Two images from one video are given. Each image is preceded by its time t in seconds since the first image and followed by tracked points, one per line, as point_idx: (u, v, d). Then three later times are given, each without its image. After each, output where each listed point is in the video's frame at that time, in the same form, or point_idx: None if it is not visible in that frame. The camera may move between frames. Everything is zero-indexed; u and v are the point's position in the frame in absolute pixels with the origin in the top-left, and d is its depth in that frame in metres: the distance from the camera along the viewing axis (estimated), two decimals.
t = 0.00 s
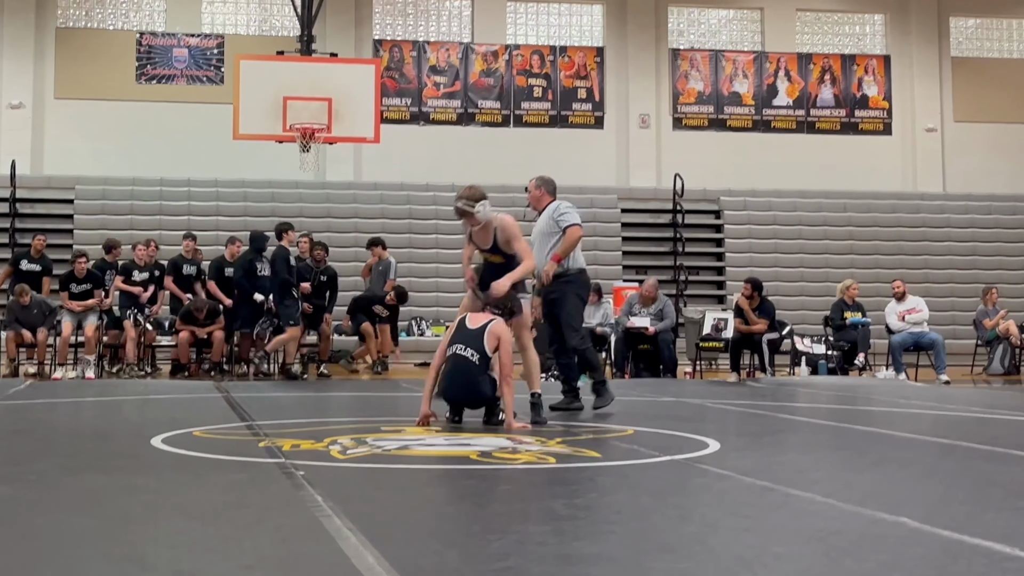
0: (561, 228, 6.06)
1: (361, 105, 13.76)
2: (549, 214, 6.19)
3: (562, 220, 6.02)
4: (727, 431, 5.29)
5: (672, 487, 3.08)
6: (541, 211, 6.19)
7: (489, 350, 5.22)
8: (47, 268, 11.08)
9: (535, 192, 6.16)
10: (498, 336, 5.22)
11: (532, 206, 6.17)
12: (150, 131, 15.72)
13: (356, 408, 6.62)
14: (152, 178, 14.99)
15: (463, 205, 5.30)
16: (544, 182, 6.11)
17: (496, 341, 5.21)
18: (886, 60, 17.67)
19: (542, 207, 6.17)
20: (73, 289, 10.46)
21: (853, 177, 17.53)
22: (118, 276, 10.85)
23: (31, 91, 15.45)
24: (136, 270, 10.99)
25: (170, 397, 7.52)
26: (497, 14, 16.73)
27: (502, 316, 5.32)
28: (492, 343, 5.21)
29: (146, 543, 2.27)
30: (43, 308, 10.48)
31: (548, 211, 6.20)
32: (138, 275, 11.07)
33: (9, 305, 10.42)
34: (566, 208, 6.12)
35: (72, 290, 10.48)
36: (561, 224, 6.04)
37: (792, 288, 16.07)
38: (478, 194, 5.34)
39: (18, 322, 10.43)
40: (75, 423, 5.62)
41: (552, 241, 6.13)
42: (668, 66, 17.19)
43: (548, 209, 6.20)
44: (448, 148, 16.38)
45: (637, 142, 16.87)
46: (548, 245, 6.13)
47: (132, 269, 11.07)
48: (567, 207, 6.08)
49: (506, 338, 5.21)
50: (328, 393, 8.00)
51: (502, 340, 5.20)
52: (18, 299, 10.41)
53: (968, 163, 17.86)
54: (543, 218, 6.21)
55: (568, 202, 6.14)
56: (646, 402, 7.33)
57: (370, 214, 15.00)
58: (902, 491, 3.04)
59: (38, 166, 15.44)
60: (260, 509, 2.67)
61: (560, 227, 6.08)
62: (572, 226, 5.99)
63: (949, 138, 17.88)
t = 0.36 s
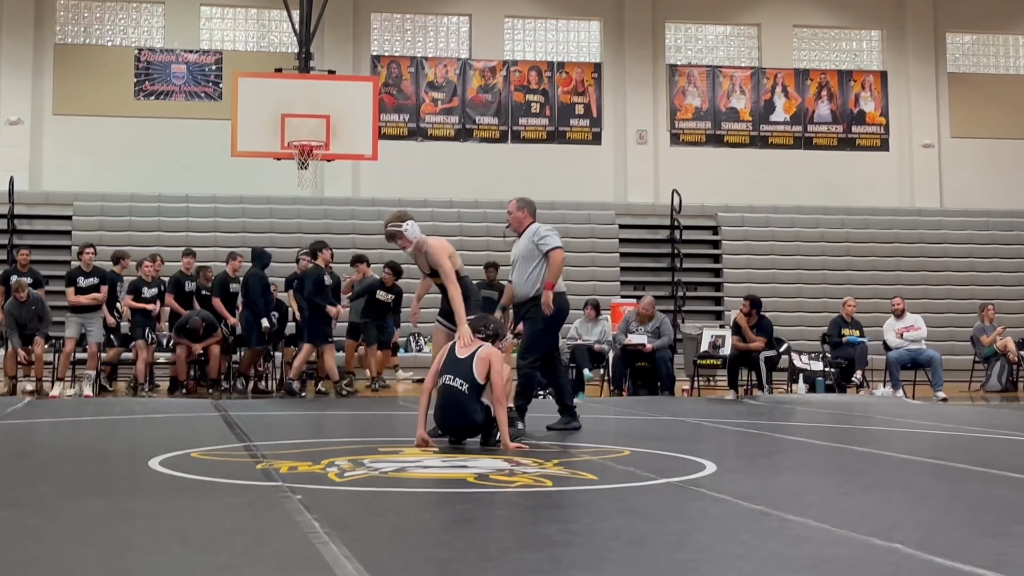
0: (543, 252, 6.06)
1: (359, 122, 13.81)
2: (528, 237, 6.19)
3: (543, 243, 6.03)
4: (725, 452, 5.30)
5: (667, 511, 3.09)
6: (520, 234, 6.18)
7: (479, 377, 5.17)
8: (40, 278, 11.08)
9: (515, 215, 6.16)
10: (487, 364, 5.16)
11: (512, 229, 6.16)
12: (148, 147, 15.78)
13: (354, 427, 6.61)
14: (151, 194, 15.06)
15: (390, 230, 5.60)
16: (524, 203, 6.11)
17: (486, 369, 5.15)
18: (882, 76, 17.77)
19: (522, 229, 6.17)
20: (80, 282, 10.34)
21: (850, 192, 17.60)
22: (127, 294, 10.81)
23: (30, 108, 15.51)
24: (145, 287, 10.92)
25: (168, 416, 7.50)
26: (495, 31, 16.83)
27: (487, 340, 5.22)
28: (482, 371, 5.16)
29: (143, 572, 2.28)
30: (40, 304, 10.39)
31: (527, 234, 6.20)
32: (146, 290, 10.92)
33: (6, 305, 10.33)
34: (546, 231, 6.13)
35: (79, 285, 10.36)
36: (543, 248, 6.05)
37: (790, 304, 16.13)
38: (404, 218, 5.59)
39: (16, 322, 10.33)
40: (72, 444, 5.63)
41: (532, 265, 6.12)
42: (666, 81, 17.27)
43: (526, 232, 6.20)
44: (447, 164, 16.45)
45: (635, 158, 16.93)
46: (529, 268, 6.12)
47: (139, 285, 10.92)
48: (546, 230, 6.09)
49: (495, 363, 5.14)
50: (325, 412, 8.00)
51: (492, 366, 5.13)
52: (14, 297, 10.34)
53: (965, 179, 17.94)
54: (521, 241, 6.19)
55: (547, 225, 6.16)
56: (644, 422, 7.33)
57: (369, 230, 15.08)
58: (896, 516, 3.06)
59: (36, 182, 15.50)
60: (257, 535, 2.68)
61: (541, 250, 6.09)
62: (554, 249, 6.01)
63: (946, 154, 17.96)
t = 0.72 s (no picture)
0: (517, 273, 6.07)
1: (358, 137, 13.85)
2: (504, 252, 6.17)
3: (518, 265, 6.03)
4: (724, 469, 5.31)
5: (667, 531, 3.10)
6: (496, 246, 6.17)
7: (488, 391, 5.25)
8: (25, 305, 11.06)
9: (493, 227, 6.10)
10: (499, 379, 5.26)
11: (491, 239, 6.11)
12: (147, 162, 15.83)
13: (354, 444, 6.61)
14: (151, 209, 15.10)
15: (373, 222, 5.71)
16: (502, 217, 6.05)
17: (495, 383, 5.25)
18: (881, 90, 17.84)
19: (499, 242, 6.14)
20: (87, 294, 10.55)
21: (849, 206, 17.66)
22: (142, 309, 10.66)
23: (29, 122, 15.57)
24: (160, 301, 10.71)
25: (169, 432, 7.50)
26: (494, 45, 16.92)
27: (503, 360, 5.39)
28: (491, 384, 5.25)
29: None
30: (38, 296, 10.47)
31: (502, 248, 6.19)
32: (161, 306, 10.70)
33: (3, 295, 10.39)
34: (522, 250, 6.12)
35: (87, 296, 10.56)
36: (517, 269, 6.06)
37: (789, 317, 16.18)
38: (390, 214, 5.71)
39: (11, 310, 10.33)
40: (71, 461, 5.64)
41: (504, 283, 6.14)
42: (664, 95, 17.34)
43: (502, 245, 6.18)
44: (446, 178, 16.51)
45: (634, 172, 16.97)
46: (502, 285, 6.15)
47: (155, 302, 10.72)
48: (523, 250, 6.08)
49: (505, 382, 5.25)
50: (325, 428, 8.02)
51: (501, 381, 5.22)
52: (13, 289, 10.44)
53: (964, 192, 17.99)
54: (497, 255, 6.18)
55: (522, 243, 6.15)
56: (643, 438, 7.35)
57: (369, 244, 15.16)
58: (894, 536, 3.07)
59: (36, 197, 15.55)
60: (257, 557, 2.69)
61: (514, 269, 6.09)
62: (529, 272, 6.02)
63: (944, 167, 18.02)
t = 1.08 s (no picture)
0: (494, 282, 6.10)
1: (358, 150, 13.87)
2: (470, 265, 6.15)
3: (495, 274, 6.06)
4: (724, 482, 5.30)
5: (667, 546, 3.11)
6: (460, 261, 6.11)
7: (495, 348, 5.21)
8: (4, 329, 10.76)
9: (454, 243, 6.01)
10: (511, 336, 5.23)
11: (455, 256, 6.04)
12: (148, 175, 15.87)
13: (354, 458, 6.60)
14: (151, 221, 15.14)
15: (366, 225, 5.54)
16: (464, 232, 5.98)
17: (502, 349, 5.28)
18: (880, 101, 17.89)
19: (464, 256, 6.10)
20: (98, 308, 10.46)
21: (848, 218, 17.68)
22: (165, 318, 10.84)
23: (30, 135, 15.61)
24: (183, 311, 10.93)
25: (168, 446, 7.48)
26: (494, 58, 16.98)
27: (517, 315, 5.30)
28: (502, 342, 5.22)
29: None
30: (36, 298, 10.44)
31: (466, 261, 6.15)
32: (184, 316, 10.95)
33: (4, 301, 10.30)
34: (488, 259, 6.16)
35: (96, 311, 10.47)
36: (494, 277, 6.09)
37: (789, 329, 16.19)
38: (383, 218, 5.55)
39: (14, 314, 10.26)
40: (72, 476, 5.63)
41: (480, 295, 6.13)
42: (664, 108, 17.38)
43: (466, 259, 6.15)
44: (446, 191, 16.55)
45: (634, 184, 17.00)
46: (474, 298, 6.14)
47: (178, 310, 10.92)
48: (493, 259, 6.13)
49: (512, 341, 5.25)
50: (325, 442, 8.01)
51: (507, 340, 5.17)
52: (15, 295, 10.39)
53: (964, 203, 18.02)
54: (464, 269, 6.14)
55: (484, 252, 6.19)
56: (643, 451, 7.34)
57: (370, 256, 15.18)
58: (894, 550, 3.07)
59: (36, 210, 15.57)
60: (258, 573, 2.69)
61: (489, 277, 6.12)
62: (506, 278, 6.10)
63: (944, 179, 18.06)
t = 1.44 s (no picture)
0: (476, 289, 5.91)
1: (358, 159, 13.88)
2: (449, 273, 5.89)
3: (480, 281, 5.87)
4: (725, 493, 5.28)
5: (666, 558, 3.09)
6: (437, 268, 5.83)
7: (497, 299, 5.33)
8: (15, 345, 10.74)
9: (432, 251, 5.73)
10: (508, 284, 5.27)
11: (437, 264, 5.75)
12: (148, 183, 15.88)
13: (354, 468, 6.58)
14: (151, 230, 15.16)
15: (349, 236, 5.31)
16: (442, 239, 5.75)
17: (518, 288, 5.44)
18: (880, 110, 17.90)
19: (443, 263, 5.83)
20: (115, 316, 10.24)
21: (848, 227, 17.70)
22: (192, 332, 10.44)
23: (30, 145, 15.64)
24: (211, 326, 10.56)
25: (167, 456, 7.47)
26: (493, 67, 17.00)
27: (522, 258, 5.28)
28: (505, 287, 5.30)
29: None
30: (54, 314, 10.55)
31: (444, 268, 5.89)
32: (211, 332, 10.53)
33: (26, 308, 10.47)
34: (467, 266, 5.95)
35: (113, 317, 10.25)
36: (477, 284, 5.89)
37: (789, 338, 16.18)
38: (360, 228, 5.35)
39: (33, 322, 10.37)
40: (71, 486, 5.61)
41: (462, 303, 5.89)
42: (663, 117, 17.39)
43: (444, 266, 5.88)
44: (445, 199, 16.56)
45: (633, 193, 17.00)
46: (457, 306, 5.89)
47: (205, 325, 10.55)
48: (473, 266, 5.94)
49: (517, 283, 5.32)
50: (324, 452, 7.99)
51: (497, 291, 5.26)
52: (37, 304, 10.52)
53: (964, 212, 18.03)
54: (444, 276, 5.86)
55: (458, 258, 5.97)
56: (643, 461, 7.32)
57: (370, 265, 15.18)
58: (895, 562, 3.06)
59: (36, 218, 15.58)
60: None
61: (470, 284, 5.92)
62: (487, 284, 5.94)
63: (944, 187, 18.08)
